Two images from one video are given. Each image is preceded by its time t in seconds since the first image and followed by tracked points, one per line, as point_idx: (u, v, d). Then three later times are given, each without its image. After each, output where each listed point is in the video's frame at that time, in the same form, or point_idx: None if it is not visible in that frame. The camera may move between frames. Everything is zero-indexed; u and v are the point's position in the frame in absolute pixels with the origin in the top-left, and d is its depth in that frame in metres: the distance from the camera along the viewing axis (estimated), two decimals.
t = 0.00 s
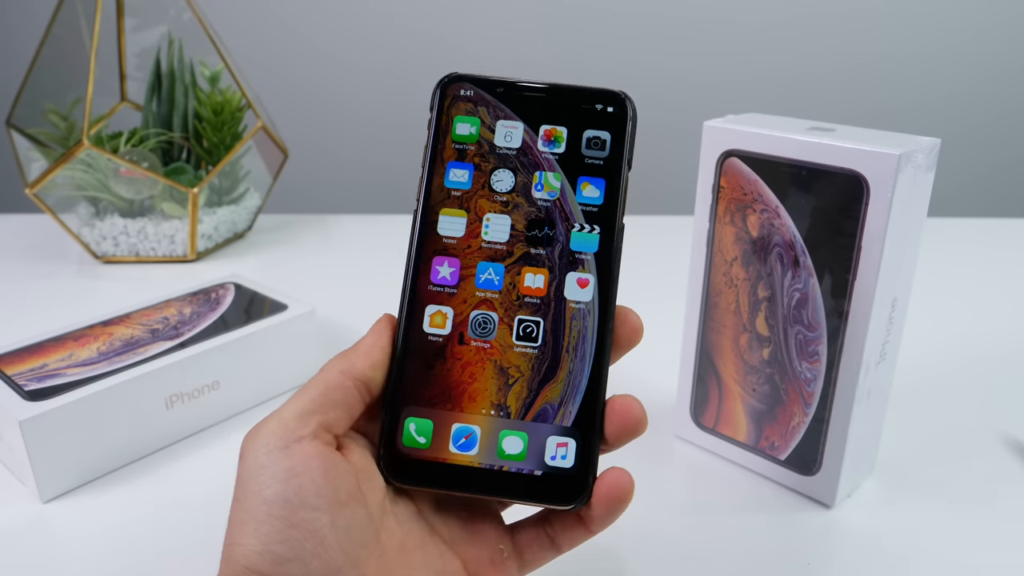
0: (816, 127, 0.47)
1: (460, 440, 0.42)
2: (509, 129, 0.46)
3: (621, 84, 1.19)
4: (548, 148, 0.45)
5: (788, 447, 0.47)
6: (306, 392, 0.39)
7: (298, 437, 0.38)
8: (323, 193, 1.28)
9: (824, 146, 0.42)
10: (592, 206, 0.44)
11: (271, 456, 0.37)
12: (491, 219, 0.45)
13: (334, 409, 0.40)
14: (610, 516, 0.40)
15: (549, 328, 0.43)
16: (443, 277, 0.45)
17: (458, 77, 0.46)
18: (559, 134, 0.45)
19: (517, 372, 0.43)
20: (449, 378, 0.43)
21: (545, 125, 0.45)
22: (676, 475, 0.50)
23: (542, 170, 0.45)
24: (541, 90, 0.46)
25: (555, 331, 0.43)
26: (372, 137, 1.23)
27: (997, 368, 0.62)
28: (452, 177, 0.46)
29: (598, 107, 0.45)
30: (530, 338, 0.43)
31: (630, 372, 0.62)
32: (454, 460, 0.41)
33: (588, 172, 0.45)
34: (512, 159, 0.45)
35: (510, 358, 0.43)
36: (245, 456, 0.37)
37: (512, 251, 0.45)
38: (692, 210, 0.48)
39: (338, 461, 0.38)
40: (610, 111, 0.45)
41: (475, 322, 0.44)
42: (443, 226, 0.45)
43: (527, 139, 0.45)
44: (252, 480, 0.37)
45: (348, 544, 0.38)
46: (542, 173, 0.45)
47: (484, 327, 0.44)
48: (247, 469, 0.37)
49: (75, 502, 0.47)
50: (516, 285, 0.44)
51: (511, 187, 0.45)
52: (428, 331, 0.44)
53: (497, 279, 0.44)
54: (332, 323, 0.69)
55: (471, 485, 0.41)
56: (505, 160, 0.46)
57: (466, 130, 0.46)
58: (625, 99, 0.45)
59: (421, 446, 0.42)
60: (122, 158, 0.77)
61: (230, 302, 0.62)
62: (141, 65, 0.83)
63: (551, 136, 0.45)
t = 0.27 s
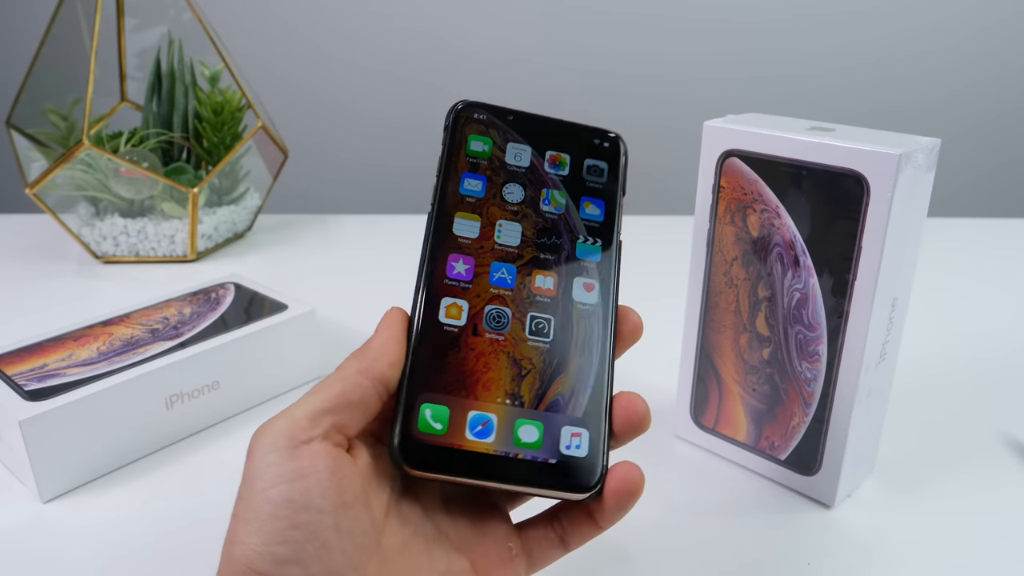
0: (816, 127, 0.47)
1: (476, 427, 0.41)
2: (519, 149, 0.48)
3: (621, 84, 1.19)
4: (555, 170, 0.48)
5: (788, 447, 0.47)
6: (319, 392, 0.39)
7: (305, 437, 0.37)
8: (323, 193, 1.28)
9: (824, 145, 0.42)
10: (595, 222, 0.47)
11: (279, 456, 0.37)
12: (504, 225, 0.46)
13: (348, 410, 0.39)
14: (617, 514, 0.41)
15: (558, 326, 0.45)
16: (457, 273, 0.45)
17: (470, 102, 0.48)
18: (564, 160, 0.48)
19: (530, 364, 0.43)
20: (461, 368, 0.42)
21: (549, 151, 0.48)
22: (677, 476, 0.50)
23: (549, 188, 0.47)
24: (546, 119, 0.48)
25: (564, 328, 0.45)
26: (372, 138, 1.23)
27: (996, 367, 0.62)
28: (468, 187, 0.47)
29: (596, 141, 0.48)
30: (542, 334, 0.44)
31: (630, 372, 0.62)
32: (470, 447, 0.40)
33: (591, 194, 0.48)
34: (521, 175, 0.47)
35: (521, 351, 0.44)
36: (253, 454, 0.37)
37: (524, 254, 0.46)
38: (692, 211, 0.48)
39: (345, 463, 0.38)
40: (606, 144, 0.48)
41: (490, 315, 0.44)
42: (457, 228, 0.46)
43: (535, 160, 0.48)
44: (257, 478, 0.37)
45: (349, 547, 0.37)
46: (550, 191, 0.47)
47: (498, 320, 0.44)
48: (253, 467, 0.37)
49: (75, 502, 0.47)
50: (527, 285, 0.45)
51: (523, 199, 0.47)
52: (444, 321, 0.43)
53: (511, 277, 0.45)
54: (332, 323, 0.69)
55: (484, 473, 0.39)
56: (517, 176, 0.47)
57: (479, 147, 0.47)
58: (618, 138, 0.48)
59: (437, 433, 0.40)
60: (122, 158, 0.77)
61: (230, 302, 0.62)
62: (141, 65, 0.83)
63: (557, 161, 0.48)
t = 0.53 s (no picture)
0: (815, 127, 0.47)
1: (414, 449, 0.39)
2: (597, 181, 0.42)
3: (621, 84, 1.19)
4: (623, 220, 0.41)
5: (788, 447, 0.47)
6: (290, 380, 0.40)
7: (289, 439, 0.39)
8: (323, 193, 1.28)
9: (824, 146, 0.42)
10: (637, 292, 0.40)
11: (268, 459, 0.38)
12: (543, 254, 0.42)
13: (320, 399, 0.41)
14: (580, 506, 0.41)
15: (549, 382, 0.41)
16: (474, 289, 0.42)
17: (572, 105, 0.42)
18: (636, 211, 0.41)
19: (498, 409, 0.40)
20: (430, 383, 0.41)
21: (628, 196, 0.41)
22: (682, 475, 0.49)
23: (608, 236, 0.41)
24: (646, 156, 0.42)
25: (549, 388, 0.41)
26: (372, 138, 1.23)
27: (997, 368, 0.61)
28: (525, 199, 0.42)
29: (683, 205, 0.41)
30: (525, 385, 0.41)
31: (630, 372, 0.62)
32: (400, 466, 0.39)
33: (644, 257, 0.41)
34: (585, 206, 0.42)
35: (497, 395, 0.41)
36: (238, 461, 0.38)
37: (546, 297, 0.42)
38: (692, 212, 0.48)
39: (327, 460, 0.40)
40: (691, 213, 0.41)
41: (483, 343, 0.41)
42: (496, 237, 0.42)
43: (609, 197, 0.41)
44: (246, 480, 0.38)
45: (338, 546, 0.40)
46: (607, 239, 0.41)
47: (489, 352, 0.41)
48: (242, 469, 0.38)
49: (75, 502, 0.47)
50: (536, 328, 0.41)
51: (577, 235, 0.42)
52: (435, 329, 0.41)
53: (521, 315, 0.41)
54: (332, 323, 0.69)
55: (415, 504, 0.39)
56: (581, 205, 0.42)
57: (559, 158, 0.42)
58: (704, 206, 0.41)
59: (376, 438, 0.39)
60: (122, 158, 0.77)
61: (230, 302, 0.62)
62: (141, 65, 0.83)
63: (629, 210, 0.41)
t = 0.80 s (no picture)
0: (815, 127, 0.48)
1: (428, 484, 0.41)
2: (721, 282, 0.38)
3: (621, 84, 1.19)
4: (732, 331, 0.38)
5: (789, 446, 0.48)
6: (323, 393, 0.39)
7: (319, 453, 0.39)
8: (323, 193, 1.28)
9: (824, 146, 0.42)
10: (713, 410, 0.39)
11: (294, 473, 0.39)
12: (631, 338, 0.40)
13: (356, 414, 0.40)
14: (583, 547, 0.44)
15: (584, 463, 0.41)
16: (546, 351, 0.40)
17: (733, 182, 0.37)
18: (751, 328, 0.38)
19: (524, 471, 0.41)
20: (467, 431, 0.40)
21: (746, 308, 0.38)
22: (687, 467, 0.50)
23: (706, 343, 0.39)
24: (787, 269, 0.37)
25: (582, 469, 0.41)
26: (372, 138, 1.23)
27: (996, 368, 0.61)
28: (637, 274, 0.39)
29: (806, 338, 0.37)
30: (559, 459, 0.41)
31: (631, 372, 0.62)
32: (410, 493, 0.41)
33: (735, 378, 0.38)
34: (695, 303, 0.39)
35: (526, 458, 0.41)
36: (265, 472, 0.39)
37: (615, 385, 0.40)
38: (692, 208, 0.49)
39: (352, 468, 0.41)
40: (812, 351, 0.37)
41: (533, 409, 0.40)
42: (592, 306, 0.39)
43: (726, 304, 0.38)
44: (271, 491, 0.39)
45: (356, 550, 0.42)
46: (704, 346, 0.39)
47: (535, 418, 0.40)
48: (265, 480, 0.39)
49: (75, 502, 0.47)
50: (592, 410, 0.40)
51: (675, 330, 0.39)
52: (491, 378, 0.40)
53: (581, 394, 0.40)
54: (331, 323, 0.69)
55: (410, 528, 0.41)
56: (693, 302, 0.39)
57: (692, 244, 0.38)
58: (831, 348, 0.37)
59: (395, 460, 0.40)
60: (122, 158, 0.77)
61: (231, 302, 0.62)
62: (141, 65, 0.82)
63: (742, 323, 0.38)
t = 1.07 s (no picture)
0: (816, 127, 0.48)
1: (404, 335, 0.43)
2: (727, 299, 0.40)
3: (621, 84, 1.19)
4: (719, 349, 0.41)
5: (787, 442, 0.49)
6: (289, 377, 0.38)
7: (307, 432, 0.38)
8: (323, 193, 1.28)
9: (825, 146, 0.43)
10: (672, 412, 0.41)
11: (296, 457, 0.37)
12: (625, 308, 0.41)
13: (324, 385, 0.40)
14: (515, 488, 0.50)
15: (537, 387, 0.43)
16: (546, 279, 0.41)
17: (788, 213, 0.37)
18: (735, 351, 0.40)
19: (483, 366, 0.44)
20: (454, 313, 0.43)
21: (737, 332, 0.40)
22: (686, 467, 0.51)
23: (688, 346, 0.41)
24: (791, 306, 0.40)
25: (533, 390, 0.43)
26: (372, 138, 1.23)
27: (995, 368, 0.62)
28: (655, 256, 0.40)
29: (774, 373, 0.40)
30: (517, 372, 0.43)
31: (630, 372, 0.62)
32: (389, 337, 0.43)
33: (701, 393, 0.41)
34: (697, 311, 0.41)
35: (489, 362, 0.44)
36: (259, 470, 0.36)
37: (592, 338, 0.42)
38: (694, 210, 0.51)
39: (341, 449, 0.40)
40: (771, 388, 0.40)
41: (513, 320, 0.43)
42: (604, 263, 0.41)
43: (725, 323, 0.40)
44: (276, 483, 0.36)
45: (367, 529, 0.41)
46: (686, 350, 0.41)
47: (514, 327, 0.43)
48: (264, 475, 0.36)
49: (75, 502, 0.47)
50: (563, 346, 0.43)
51: (668, 321, 0.41)
52: (493, 275, 0.42)
53: (564, 330, 0.42)
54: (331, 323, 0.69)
55: (375, 365, 0.43)
56: (695, 305, 0.40)
57: (721, 253, 0.39)
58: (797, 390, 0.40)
59: (389, 305, 0.43)
60: (122, 158, 0.77)
61: (231, 302, 0.62)
62: (141, 65, 0.82)
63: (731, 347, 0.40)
